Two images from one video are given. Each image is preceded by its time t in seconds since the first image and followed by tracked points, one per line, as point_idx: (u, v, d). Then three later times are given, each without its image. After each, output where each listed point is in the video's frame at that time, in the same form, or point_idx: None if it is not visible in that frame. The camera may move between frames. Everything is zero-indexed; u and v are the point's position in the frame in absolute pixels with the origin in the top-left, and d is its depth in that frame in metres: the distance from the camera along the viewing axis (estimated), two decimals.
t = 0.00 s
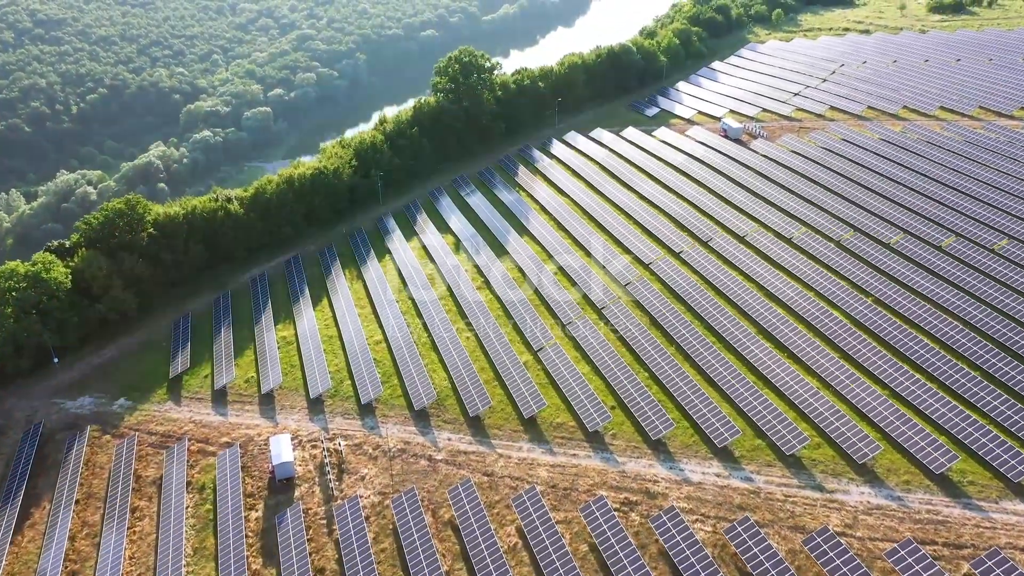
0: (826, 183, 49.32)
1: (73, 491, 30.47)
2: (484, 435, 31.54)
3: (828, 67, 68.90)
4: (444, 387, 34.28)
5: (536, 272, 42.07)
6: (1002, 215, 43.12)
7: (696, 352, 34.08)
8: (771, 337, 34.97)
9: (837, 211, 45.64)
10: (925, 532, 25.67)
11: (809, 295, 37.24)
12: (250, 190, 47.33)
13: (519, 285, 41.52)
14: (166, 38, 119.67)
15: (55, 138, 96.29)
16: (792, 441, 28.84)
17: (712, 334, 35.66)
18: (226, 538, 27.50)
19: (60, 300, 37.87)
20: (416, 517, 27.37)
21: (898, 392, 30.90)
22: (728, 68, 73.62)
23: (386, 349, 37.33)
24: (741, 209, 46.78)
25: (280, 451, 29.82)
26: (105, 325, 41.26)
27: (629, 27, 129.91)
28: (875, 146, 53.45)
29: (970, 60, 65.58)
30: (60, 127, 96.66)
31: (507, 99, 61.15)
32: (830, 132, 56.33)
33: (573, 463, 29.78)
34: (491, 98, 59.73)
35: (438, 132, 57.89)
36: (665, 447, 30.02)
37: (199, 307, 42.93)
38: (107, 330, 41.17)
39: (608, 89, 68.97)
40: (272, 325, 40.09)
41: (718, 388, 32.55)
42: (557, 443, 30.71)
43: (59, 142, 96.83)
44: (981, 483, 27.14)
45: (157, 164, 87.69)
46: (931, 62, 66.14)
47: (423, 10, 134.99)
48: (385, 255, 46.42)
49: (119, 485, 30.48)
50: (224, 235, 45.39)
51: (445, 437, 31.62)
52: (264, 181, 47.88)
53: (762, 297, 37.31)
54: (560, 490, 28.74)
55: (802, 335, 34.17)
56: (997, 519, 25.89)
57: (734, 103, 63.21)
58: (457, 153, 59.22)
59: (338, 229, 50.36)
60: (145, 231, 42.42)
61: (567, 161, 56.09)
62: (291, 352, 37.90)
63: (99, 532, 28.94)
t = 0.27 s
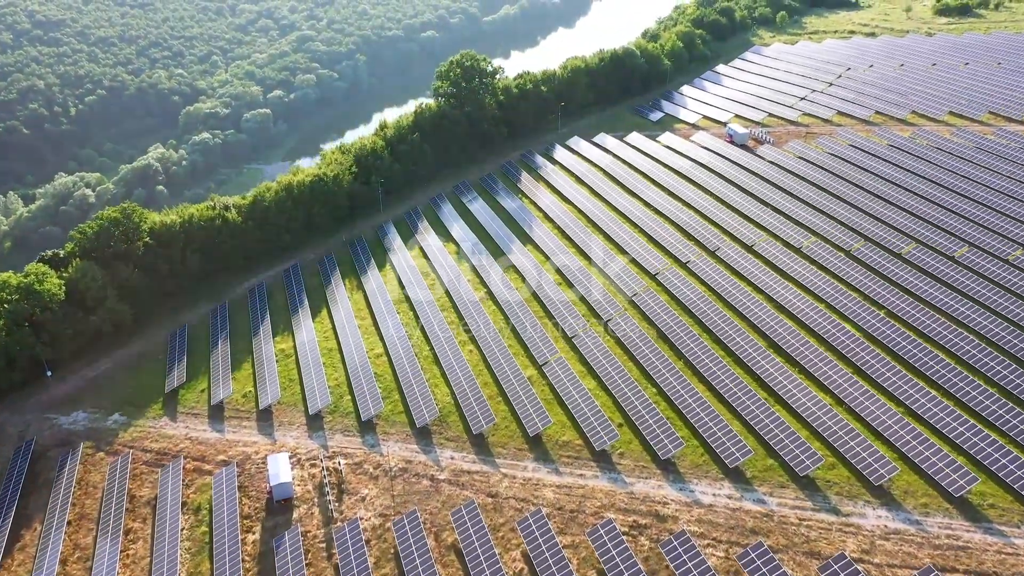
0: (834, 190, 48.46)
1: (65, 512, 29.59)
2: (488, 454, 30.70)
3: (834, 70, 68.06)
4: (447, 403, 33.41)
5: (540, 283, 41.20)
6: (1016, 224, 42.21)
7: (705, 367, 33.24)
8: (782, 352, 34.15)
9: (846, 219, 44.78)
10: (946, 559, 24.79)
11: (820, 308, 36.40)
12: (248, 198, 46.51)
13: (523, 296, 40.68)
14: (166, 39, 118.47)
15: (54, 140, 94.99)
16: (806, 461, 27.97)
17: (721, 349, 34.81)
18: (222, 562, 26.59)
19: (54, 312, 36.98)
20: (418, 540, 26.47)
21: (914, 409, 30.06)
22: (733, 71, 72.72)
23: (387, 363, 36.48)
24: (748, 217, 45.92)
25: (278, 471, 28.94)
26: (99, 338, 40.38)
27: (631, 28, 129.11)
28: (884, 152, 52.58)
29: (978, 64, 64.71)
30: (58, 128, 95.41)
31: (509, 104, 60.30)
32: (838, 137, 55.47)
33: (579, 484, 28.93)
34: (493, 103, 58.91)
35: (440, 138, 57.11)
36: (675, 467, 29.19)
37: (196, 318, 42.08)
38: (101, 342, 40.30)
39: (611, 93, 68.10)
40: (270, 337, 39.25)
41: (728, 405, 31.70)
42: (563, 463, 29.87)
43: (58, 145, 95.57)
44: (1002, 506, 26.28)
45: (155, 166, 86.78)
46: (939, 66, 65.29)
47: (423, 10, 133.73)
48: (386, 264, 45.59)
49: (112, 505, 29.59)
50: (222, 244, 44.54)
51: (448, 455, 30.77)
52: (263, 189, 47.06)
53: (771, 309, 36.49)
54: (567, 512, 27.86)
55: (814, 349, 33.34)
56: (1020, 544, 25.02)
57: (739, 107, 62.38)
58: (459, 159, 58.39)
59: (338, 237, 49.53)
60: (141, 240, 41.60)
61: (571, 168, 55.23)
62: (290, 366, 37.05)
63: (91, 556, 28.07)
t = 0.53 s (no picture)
0: (842, 197, 47.71)
1: (57, 531, 28.79)
2: (491, 471, 29.97)
3: (839, 74, 67.33)
4: (449, 418, 32.67)
5: (544, 292, 40.44)
6: None
7: (713, 381, 32.50)
8: (792, 365, 33.46)
9: (855, 226, 44.04)
10: None
11: (830, 319, 35.66)
12: (247, 205, 45.76)
13: (526, 305, 39.97)
14: (165, 40, 116.80)
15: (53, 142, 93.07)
16: (819, 481, 27.22)
17: (730, 362, 34.10)
18: None
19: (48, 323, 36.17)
20: (421, 563, 25.69)
21: (929, 426, 29.36)
22: (737, 74, 71.99)
23: (387, 375, 35.74)
24: (755, 224, 45.20)
25: (276, 491, 28.16)
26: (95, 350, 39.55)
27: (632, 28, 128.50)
28: (892, 158, 51.83)
29: (985, 67, 64.01)
30: (57, 130, 93.43)
31: (511, 108, 59.66)
32: (845, 143, 54.72)
33: (586, 503, 28.17)
34: (495, 107, 58.20)
35: (441, 143, 56.47)
36: (684, 485, 28.45)
37: (193, 329, 41.33)
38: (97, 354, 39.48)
39: (615, 96, 67.38)
40: (269, 348, 38.50)
41: (737, 420, 30.98)
42: (568, 481, 29.13)
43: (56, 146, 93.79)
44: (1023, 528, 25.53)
45: (155, 168, 85.37)
46: (946, 69, 64.57)
47: (424, 11, 132.78)
48: (386, 272, 44.87)
49: (106, 524, 28.79)
50: (220, 252, 43.78)
51: (451, 472, 30.03)
52: (262, 195, 46.31)
53: (781, 320, 35.78)
54: (573, 532, 27.08)
55: (824, 362, 32.70)
56: None
57: (744, 111, 61.69)
58: (460, 164, 57.68)
59: (338, 244, 48.80)
60: (138, 248, 40.83)
61: (574, 173, 54.50)
62: (289, 378, 36.31)
63: None
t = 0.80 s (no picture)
0: (851, 204, 46.81)
1: (48, 554, 27.92)
2: (496, 492, 29.11)
3: (846, 78, 66.42)
4: (452, 436, 31.79)
5: (548, 303, 39.55)
6: None
7: (723, 397, 31.67)
8: (803, 380, 32.65)
9: (865, 234, 43.19)
10: None
11: (841, 332, 34.82)
12: (245, 213, 44.85)
13: (530, 316, 39.15)
14: (165, 42, 112.58)
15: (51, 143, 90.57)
16: (835, 504, 26.33)
17: (740, 377, 33.25)
18: None
19: (41, 336, 35.26)
20: None
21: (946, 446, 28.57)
22: (742, 78, 71.03)
23: (388, 390, 34.88)
24: (763, 232, 44.34)
25: (274, 513, 27.28)
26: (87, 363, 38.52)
27: (633, 29, 127.48)
28: (902, 164, 50.89)
29: (994, 71, 63.13)
30: (55, 131, 91.11)
31: (514, 113, 58.82)
32: (853, 148, 53.79)
33: (594, 526, 27.30)
34: (497, 112, 57.40)
35: (442, 149, 55.77)
36: (695, 507, 27.57)
37: (189, 340, 40.46)
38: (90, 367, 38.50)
39: (619, 100, 66.52)
40: (267, 361, 37.63)
41: (749, 438, 30.13)
42: (575, 503, 28.25)
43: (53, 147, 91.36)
44: None
45: (154, 171, 83.36)
46: (954, 73, 63.69)
47: (424, 12, 131.39)
48: (387, 282, 44.02)
49: (98, 547, 27.89)
50: (218, 261, 42.84)
51: (454, 493, 29.17)
52: (260, 203, 45.43)
53: (791, 334, 34.97)
54: (581, 558, 26.15)
55: (837, 378, 31.93)
56: None
57: (750, 116, 60.83)
58: (462, 169, 56.88)
59: (337, 252, 47.96)
60: (133, 258, 39.94)
61: (577, 179, 53.63)
62: (287, 393, 35.48)
63: None
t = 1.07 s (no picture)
0: (862, 213, 45.85)
1: None
2: (501, 517, 28.13)
3: (853, 82, 65.45)
4: (456, 457, 30.82)
5: (554, 317, 38.58)
6: None
7: (736, 417, 30.72)
8: (818, 400, 31.73)
9: (877, 245, 42.24)
10: None
11: (856, 349, 33.87)
12: (243, 222, 43.87)
13: (535, 331, 38.23)
14: (164, 43, 110.03)
15: (50, 145, 87.93)
16: (854, 532, 25.37)
17: (753, 396, 32.33)
18: None
19: (33, 352, 34.23)
20: None
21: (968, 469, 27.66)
22: (748, 82, 70.00)
23: (390, 408, 33.91)
24: (772, 243, 43.39)
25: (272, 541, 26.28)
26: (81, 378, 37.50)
27: (635, 30, 126.35)
28: (914, 171, 49.92)
29: (1004, 75, 62.15)
30: (54, 134, 88.35)
31: (517, 119, 57.85)
32: (862, 156, 52.79)
33: (603, 554, 26.36)
34: (499, 118, 56.44)
35: (444, 155, 54.89)
36: (709, 534, 26.61)
37: (186, 355, 39.46)
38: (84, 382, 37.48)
39: (624, 106, 65.60)
40: (266, 376, 36.68)
41: (763, 461, 29.16)
42: (584, 529, 27.28)
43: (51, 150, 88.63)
44: None
45: (153, 174, 80.70)
46: (963, 77, 62.71)
47: (425, 13, 129.91)
48: (388, 294, 43.06)
49: None
50: (215, 273, 41.86)
51: (459, 519, 28.20)
52: (259, 212, 44.45)
53: (805, 351, 34.02)
54: None
55: (853, 398, 31.01)
56: None
57: (756, 121, 59.86)
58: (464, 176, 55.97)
59: (338, 262, 47.04)
60: (129, 270, 38.97)
61: (582, 187, 52.69)
62: (286, 411, 34.49)
63: None
